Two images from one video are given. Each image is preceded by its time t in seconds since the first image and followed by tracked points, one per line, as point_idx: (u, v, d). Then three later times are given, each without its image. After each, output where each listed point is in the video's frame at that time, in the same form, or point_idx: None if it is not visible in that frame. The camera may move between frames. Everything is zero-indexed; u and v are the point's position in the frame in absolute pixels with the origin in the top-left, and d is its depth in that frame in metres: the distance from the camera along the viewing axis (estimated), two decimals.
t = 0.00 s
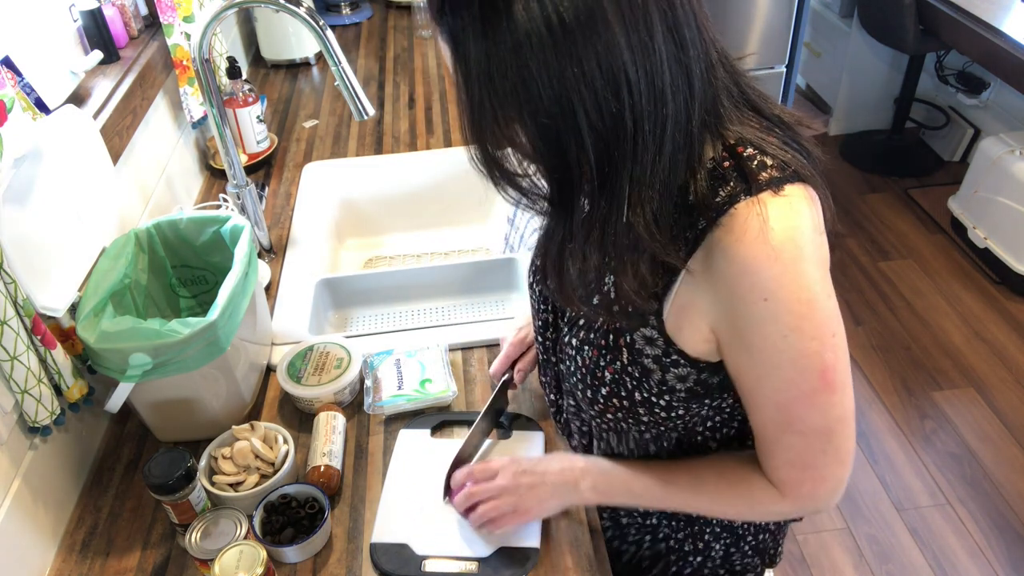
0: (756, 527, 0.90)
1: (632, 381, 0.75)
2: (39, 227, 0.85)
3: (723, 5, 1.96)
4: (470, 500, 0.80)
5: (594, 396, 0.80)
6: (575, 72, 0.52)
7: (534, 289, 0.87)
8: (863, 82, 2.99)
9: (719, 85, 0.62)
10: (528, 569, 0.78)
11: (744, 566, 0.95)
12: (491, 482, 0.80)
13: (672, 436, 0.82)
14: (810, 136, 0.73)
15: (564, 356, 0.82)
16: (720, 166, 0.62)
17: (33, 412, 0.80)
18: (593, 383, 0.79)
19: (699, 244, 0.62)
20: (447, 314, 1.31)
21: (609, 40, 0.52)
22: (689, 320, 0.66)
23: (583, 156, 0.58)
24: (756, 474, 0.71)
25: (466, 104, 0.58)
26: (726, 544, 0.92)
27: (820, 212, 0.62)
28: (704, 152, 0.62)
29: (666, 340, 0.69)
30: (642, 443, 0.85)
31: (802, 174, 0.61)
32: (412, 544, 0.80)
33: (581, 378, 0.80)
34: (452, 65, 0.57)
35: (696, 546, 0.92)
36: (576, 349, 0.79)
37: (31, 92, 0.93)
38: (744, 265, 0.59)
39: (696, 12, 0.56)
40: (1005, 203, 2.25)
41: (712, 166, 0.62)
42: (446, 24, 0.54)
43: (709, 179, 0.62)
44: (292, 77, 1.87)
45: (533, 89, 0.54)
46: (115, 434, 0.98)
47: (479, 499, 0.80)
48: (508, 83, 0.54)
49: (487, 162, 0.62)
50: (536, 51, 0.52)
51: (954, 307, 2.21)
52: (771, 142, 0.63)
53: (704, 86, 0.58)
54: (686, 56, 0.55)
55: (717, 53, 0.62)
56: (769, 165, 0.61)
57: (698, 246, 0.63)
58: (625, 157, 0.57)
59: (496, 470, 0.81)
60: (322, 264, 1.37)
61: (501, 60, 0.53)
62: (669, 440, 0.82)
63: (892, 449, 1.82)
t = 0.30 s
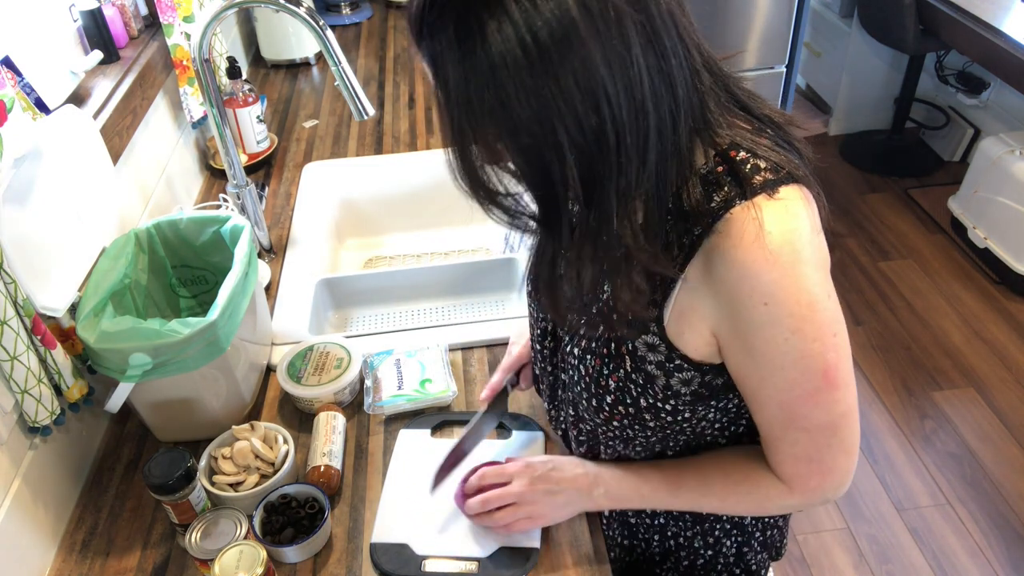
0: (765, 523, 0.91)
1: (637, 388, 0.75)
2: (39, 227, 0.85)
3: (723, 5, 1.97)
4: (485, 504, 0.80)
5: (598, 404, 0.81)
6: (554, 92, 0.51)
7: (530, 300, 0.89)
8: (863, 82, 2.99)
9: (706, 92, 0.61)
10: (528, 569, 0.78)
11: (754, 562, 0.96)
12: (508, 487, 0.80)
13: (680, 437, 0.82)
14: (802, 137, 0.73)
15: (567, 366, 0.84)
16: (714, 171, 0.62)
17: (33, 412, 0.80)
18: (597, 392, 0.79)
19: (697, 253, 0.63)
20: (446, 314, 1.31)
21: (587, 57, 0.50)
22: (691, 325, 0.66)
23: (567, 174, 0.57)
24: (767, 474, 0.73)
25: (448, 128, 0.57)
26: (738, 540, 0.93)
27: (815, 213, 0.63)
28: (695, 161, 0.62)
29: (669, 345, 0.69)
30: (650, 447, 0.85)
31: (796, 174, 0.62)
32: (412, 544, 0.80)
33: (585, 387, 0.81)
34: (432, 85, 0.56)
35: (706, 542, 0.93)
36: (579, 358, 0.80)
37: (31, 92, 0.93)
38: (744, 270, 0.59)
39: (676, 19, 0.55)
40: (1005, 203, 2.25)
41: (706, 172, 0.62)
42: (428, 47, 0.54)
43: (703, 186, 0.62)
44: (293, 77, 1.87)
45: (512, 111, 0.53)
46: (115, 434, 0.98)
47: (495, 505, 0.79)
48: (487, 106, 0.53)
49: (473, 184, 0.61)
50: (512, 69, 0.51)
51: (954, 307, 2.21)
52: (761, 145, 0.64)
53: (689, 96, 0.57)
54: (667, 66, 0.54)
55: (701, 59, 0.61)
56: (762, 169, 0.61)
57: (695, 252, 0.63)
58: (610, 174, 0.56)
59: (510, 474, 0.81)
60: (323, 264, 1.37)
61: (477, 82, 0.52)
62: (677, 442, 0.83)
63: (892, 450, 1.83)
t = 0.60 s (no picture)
0: (768, 522, 0.92)
1: (637, 395, 0.76)
2: (39, 227, 0.85)
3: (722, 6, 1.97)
4: (502, 503, 0.80)
5: (600, 411, 0.81)
6: (533, 106, 0.52)
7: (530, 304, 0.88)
8: (863, 82, 2.99)
9: (695, 99, 0.60)
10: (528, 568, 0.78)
11: (759, 562, 0.95)
12: (524, 484, 0.80)
13: (683, 440, 0.82)
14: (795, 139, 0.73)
15: (568, 373, 0.83)
16: (705, 177, 0.62)
17: (33, 412, 0.80)
18: (598, 399, 0.80)
19: (691, 257, 0.63)
20: (446, 314, 1.31)
21: (565, 71, 0.51)
22: (688, 330, 0.67)
23: (550, 187, 0.57)
24: (771, 472, 0.73)
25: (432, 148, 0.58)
26: (741, 541, 0.93)
27: (809, 215, 0.62)
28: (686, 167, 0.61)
29: (667, 352, 0.70)
30: (654, 448, 0.85)
31: (787, 177, 0.62)
32: (412, 544, 0.80)
33: (586, 394, 0.81)
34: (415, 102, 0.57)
35: (710, 541, 0.93)
36: (579, 365, 0.80)
37: (32, 91, 0.93)
38: (736, 276, 0.59)
39: (658, 27, 0.54)
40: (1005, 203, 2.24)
41: (697, 178, 0.62)
42: (409, 67, 0.55)
43: (694, 193, 0.62)
44: (292, 78, 1.87)
45: (492, 127, 0.53)
46: (115, 434, 0.98)
47: (512, 502, 0.79)
48: (467, 124, 0.54)
49: (459, 202, 0.62)
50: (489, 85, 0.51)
51: (954, 307, 2.21)
52: (754, 150, 0.63)
53: (677, 105, 0.57)
54: (651, 76, 0.54)
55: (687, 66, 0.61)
56: (753, 173, 0.61)
57: (690, 257, 0.64)
58: (594, 185, 0.57)
59: (524, 471, 0.82)
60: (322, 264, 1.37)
61: (457, 101, 0.53)
62: (681, 445, 0.83)
63: (892, 450, 1.83)
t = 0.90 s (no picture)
0: (767, 520, 0.92)
1: (632, 397, 0.76)
2: (39, 228, 0.85)
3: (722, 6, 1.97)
4: (501, 498, 0.80)
5: (597, 415, 0.80)
6: (501, 122, 0.52)
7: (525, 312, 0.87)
8: (863, 82, 2.99)
9: (670, 106, 0.61)
10: (529, 568, 0.78)
11: (759, 561, 0.95)
12: (523, 480, 0.80)
13: (682, 440, 0.82)
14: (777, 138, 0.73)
15: (563, 378, 0.82)
16: (686, 179, 0.62)
17: (33, 412, 0.80)
18: (595, 403, 0.79)
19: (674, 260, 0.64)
20: (446, 314, 1.31)
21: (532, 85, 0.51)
22: (680, 331, 0.67)
23: (522, 199, 0.58)
24: (768, 473, 0.73)
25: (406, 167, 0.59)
26: (742, 539, 0.93)
27: (794, 212, 0.63)
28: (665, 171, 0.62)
29: (659, 353, 0.70)
30: (653, 450, 0.85)
31: (769, 175, 0.63)
32: (413, 544, 0.80)
33: (583, 399, 0.80)
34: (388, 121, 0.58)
35: (710, 541, 0.93)
36: (574, 371, 0.79)
37: (32, 92, 0.93)
38: (723, 273, 0.60)
39: (627, 36, 0.55)
40: (1004, 203, 2.24)
41: (678, 180, 0.63)
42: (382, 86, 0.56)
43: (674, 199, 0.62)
44: (292, 78, 1.87)
45: (461, 144, 0.54)
46: (115, 434, 0.98)
47: (510, 498, 0.80)
48: (437, 140, 0.55)
49: (432, 216, 0.63)
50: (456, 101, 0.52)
51: (954, 307, 2.21)
52: (733, 149, 0.64)
53: (650, 114, 0.57)
54: (620, 87, 0.54)
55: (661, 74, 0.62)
56: (734, 172, 0.62)
57: (674, 260, 0.64)
58: (566, 197, 0.57)
59: (522, 466, 0.82)
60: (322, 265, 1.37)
61: (426, 119, 0.54)
62: (679, 445, 0.83)
63: (892, 450, 1.83)
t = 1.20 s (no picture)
0: (766, 516, 0.92)
1: (628, 394, 0.76)
2: (39, 227, 0.85)
3: (722, 6, 1.97)
4: (499, 497, 0.80)
5: (592, 412, 0.81)
6: (505, 121, 0.52)
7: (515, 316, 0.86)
8: (863, 82, 2.99)
9: (669, 106, 0.60)
10: (529, 568, 0.78)
11: (758, 557, 0.96)
12: (521, 479, 0.80)
13: (677, 436, 0.82)
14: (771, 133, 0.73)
15: (558, 376, 0.83)
16: (684, 173, 0.63)
17: (33, 412, 0.80)
18: (590, 401, 0.79)
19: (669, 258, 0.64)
20: (446, 313, 1.31)
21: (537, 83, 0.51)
22: (676, 327, 0.67)
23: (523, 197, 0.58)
24: (768, 471, 0.73)
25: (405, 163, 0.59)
26: (740, 535, 0.93)
27: (790, 206, 0.64)
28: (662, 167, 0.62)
29: (655, 349, 0.70)
30: (651, 448, 0.85)
31: (767, 171, 0.63)
32: (413, 544, 0.80)
33: (578, 397, 0.80)
34: (389, 117, 0.58)
35: (709, 536, 0.93)
36: (568, 368, 0.79)
37: (31, 91, 0.94)
38: (720, 270, 0.60)
39: (628, 34, 0.53)
40: (1004, 203, 2.24)
41: (675, 176, 0.63)
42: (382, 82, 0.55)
43: (671, 195, 0.63)
44: (292, 78, 1.87)
45: (463, 141, 0.54)
46: (115, 434, 0.98)
47: (509, 497, 0.80)
48: (439, 137, 0.54)
49: (431, 215, 0.63)
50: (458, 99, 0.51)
51: (954, 307, 2.21)
52: (731, 144, 0.65)
53: (649, 114, 0.57)
54: (625, 88, 0.53)
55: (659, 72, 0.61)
56: (732, 167, 0.62)
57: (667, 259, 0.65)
58: (567, 196, 0.57)
59: (521, 466, 0.83)
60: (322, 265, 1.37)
61: (428, 115, 0.53)
62: (675, 441, 0.83)
63: (892, 450, 1.83)
